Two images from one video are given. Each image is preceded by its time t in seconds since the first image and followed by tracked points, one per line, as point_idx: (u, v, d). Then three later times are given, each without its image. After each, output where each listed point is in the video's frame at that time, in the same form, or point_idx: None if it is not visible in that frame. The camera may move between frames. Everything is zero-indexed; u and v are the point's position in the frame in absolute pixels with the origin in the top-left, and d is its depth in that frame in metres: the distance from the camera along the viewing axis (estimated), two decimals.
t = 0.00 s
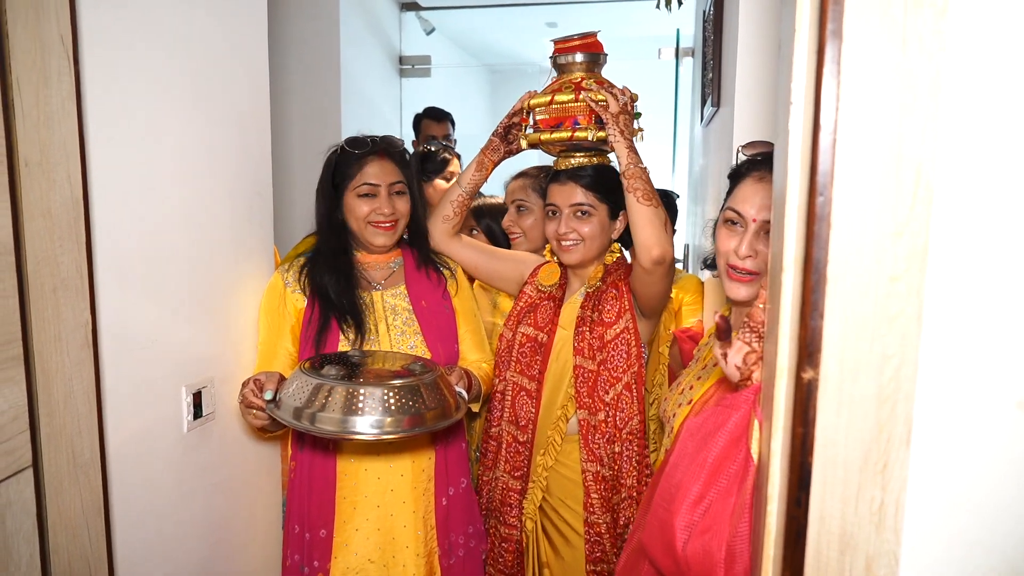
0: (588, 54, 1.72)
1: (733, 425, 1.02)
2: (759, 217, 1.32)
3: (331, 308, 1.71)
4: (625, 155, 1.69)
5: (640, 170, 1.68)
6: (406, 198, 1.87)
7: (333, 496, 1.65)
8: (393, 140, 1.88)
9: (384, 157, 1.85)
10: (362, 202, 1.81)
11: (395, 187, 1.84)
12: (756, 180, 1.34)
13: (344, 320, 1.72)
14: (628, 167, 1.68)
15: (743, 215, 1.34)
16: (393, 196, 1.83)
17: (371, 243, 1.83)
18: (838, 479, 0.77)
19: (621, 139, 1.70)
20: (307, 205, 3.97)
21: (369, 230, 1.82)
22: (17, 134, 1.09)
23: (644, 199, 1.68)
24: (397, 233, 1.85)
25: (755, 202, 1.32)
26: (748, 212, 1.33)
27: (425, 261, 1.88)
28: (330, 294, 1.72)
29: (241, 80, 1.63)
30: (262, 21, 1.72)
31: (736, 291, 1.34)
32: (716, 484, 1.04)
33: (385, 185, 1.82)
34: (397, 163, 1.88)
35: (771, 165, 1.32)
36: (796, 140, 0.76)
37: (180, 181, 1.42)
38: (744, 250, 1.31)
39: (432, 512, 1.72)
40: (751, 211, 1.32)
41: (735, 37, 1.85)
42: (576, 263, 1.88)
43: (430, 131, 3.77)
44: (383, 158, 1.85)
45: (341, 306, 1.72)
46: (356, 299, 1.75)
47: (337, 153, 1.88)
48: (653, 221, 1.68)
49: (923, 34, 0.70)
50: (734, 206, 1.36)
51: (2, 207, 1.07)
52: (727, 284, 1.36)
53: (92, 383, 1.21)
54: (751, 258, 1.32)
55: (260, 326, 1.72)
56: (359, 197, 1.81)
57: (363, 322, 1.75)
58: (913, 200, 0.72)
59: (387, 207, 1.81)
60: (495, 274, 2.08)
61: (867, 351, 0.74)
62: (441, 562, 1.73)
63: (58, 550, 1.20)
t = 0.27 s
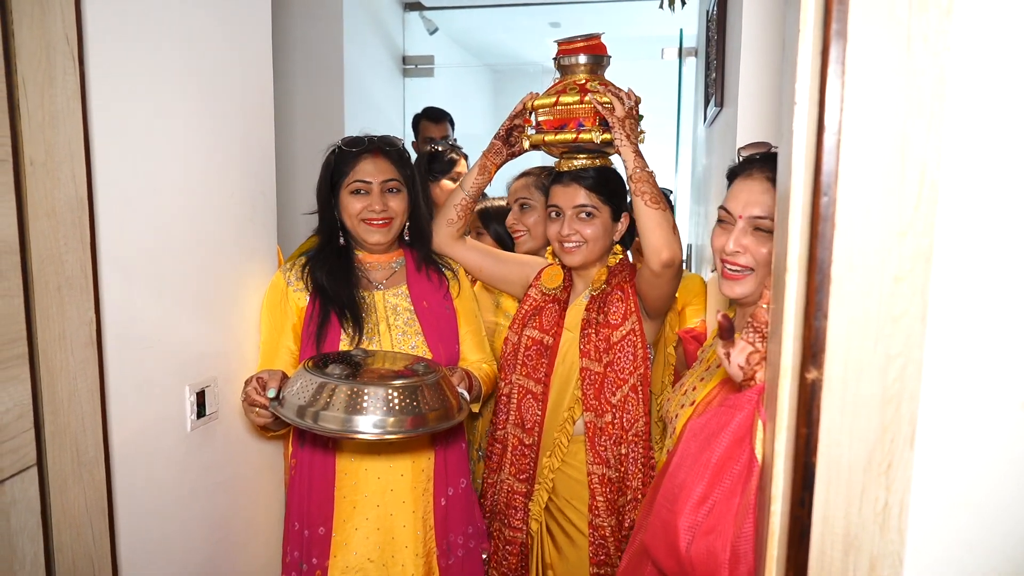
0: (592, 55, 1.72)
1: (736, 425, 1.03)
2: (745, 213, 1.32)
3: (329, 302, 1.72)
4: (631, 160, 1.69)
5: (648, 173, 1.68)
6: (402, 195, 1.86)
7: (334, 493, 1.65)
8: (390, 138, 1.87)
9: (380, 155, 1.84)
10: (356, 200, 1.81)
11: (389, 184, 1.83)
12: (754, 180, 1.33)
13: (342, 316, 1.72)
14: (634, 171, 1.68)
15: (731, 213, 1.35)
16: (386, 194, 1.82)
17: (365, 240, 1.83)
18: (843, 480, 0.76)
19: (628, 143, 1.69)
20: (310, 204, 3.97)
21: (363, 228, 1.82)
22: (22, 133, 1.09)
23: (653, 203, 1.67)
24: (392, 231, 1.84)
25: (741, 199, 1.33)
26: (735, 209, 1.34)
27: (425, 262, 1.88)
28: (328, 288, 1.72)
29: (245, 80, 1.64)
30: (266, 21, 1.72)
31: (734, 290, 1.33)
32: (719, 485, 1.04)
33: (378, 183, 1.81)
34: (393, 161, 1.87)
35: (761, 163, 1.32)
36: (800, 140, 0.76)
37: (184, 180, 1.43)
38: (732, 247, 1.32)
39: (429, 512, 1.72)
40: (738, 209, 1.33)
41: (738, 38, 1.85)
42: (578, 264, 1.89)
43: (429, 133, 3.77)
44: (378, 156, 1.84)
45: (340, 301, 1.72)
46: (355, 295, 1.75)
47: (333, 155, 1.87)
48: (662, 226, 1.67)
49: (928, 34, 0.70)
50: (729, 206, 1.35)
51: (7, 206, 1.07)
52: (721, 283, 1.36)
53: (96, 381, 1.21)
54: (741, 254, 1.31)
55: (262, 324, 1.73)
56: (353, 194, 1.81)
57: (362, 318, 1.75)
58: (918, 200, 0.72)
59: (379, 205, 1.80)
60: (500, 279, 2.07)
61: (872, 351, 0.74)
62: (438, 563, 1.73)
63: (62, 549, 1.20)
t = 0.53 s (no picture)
0: (593, 56, 1.72)
1: (738, 426, 1.03)
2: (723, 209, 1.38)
3: (332, 301, 1.72)
4: (640, 160, 1.70)
5: (655, 174, 1.68)
6: (404, 196, 1.86)
7: (338, 492, 1.65)
8: (395, 139, 1.88)
9: (384, 155, 1.84)
10: (360, 200, 1.80)
11: (393, 184, 1.83)
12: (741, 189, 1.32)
13: (345, 316, 1.73)
14: (643, 173, 1.68)
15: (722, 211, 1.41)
16: (389, 194, 1.83)
17: (369, 240, 1.82)
18: (845, 482, 0.76)
19: (636, 144, 1.70)
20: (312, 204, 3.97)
21: (365, 227, 1.81)
22: (26, 135, 1.10)
23: (663, 202, 1.68)
24: (394, 231, 1.84)
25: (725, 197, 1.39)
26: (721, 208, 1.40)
27: (427, 262, 1.88)
28: (330, 287, 1.73)
29: (247, 81, 1.64)
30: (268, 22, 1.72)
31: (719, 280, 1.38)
32: (721, 486, 1.03)
33: (381, 182, 1.81)
34: (398, 162, 1.87)
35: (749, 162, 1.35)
36: (802, 142, 0.76)
37: (187, 181, 1.43)
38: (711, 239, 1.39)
39: (433, 510, 1.72)
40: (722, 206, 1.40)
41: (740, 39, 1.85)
42: (585, 265, 1.88)
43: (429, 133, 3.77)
44: (382, 156, 1.84)
45: (342, 301, 1.73)
46: (357, 295, 1.75)
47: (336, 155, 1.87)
48: (673, 225, 1.66)
49: (931, 35, 0.70)
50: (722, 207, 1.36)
51: (11, 207, 1.07)
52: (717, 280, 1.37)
53: (99, 381, 1.21)
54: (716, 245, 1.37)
55: (264, 323, 1.73)
56: (358, 194, 1.81)
57: (364, 318, 1.75)
58: (920, 202, 0.72)
59: (383, 205, 1.80)
60: (503, 279, 2.07)
61: (874, 352, 0.74)
62: (442, 560, 1.73)
63: (65, 550, 1.20)
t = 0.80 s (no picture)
0: (595, 57, 1.72)
1: (739, 428, 1.03)
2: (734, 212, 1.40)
3: (334, 306, 1.72)
4: (641, 160, 1.70)
5: (655, 173, 1.69)
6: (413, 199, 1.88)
7: (341, 493, 1.65)
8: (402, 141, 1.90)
9: (393, 157, 1.85)
10: (370, 201, 1.81)
11: (403, 186, 1.85)
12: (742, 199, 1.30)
13: (346, 319, 1.72)
14: (643, 171, 1.68)
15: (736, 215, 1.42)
16: (401, 196, 1.85)
17: (377, 241, 1.83)
18: (847, 483, 0.76)
19: (636, 144, 1.71)
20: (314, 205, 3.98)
21: (375, 228, 1.82)
22: (29, 135, 1.10)
23: (664, 202, 1.68)
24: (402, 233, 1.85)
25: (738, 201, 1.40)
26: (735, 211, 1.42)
27: (428, 260, 1.89)
28: (333, 292, 1.72)
29: (249, 82, 1.64)
30: (270, 23, 1.73)
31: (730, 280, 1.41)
32: (722, 488, 1.03)
33: (391, 184, 1.83)
34: (405, 164, 1.89)
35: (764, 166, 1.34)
36: (804, 145, 0.76)
37: (189, 181, 1.43)
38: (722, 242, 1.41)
39: (437, 510, 1.72)
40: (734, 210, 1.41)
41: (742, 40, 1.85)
42: (585, 264, 1.88)
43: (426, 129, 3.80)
44: (391, 158, 1.86)
45: (344, 305, 1.72)
46: (359, 298, 1.75)
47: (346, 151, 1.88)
48: (673, 225, 1.67)
49: (932, 37, 0.70)
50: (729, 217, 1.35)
51: (13, 207, 1.08)
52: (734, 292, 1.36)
53: (101, 381, 1.21)
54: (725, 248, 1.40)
55: (265, 324, 1.73)
56: (368, 195, 1.81)
57: (366, 320, 1.75)
58: (922, 204, 0.72)
59: (393, 207, 1.81)
60: (504, 279, 2.07)
61: (875, 354, 0.74)
62: (447, 560, 1.74)
63: (67, 550, 1.20)
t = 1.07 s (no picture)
0: (596, 59, 1.73)
1: (740, 429, 1.02)
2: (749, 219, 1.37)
3: (335, 313, 1.72)
4: (640, 160, 1.70)
5: (654, 174, 1.69)
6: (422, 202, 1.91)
7: (340, 497, 1.65)
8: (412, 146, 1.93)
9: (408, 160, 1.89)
10: (386, 201, 1.82)
11: (416, 189, 1.88)
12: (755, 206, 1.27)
13: (347, 323, 1.72)
14: (642, 171, 1.68)
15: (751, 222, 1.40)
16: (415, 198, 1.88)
17: (390, 242, 1.83)
18: (847, 485, 0.76)
19: (637, 144, 1.70)
20: (316, 206, 3.98)
21: (390, 229, 1.83)
22: (31, 136, 1.10)
23: (660, 202, 1.68)
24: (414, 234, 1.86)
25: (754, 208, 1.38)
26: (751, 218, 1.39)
27: (430, 260, 1.90)
28: (339, 298, 1.73)
29: (251, 83, 1.64)
30: (272, 24, 1.73)
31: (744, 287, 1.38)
32: (722, 489, 1.02)
33: (409, 186, 1.86)
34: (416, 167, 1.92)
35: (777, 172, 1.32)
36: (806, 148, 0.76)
37: (190, 182, 1.43)
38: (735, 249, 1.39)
39: (438, 512, 1.72)
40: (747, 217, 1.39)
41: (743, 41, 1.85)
42: (585, 264, 1.88)
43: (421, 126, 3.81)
44: (406, 160, 1.89)
45: (345, 310, 1.73)
46: (360, 300, 1.76)
47: (361, 149, 1.89)
48: (669, 224, 1.67)
49: (934, 40, 0.70)
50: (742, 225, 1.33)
51: (15, 207, 1.08)
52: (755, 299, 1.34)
53: (103, 382, 1.21)
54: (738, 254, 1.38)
55: (266, 327, 1.73)
56: (384, 196, 1.82)
57: (368, 323, 1.75)
58: (923, 205, 0.72)
59: (410, 207, 1.84)
60: (504, 279, 2.07)
61: (877, 356, 0.74)
62: (448, 562, 1.73)
63: (67, 550, 1.20)
